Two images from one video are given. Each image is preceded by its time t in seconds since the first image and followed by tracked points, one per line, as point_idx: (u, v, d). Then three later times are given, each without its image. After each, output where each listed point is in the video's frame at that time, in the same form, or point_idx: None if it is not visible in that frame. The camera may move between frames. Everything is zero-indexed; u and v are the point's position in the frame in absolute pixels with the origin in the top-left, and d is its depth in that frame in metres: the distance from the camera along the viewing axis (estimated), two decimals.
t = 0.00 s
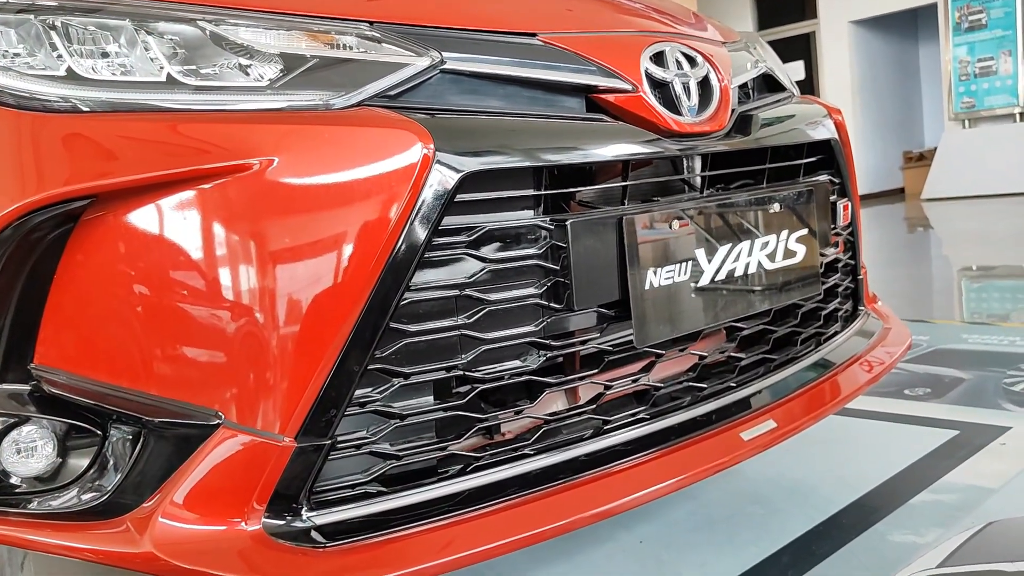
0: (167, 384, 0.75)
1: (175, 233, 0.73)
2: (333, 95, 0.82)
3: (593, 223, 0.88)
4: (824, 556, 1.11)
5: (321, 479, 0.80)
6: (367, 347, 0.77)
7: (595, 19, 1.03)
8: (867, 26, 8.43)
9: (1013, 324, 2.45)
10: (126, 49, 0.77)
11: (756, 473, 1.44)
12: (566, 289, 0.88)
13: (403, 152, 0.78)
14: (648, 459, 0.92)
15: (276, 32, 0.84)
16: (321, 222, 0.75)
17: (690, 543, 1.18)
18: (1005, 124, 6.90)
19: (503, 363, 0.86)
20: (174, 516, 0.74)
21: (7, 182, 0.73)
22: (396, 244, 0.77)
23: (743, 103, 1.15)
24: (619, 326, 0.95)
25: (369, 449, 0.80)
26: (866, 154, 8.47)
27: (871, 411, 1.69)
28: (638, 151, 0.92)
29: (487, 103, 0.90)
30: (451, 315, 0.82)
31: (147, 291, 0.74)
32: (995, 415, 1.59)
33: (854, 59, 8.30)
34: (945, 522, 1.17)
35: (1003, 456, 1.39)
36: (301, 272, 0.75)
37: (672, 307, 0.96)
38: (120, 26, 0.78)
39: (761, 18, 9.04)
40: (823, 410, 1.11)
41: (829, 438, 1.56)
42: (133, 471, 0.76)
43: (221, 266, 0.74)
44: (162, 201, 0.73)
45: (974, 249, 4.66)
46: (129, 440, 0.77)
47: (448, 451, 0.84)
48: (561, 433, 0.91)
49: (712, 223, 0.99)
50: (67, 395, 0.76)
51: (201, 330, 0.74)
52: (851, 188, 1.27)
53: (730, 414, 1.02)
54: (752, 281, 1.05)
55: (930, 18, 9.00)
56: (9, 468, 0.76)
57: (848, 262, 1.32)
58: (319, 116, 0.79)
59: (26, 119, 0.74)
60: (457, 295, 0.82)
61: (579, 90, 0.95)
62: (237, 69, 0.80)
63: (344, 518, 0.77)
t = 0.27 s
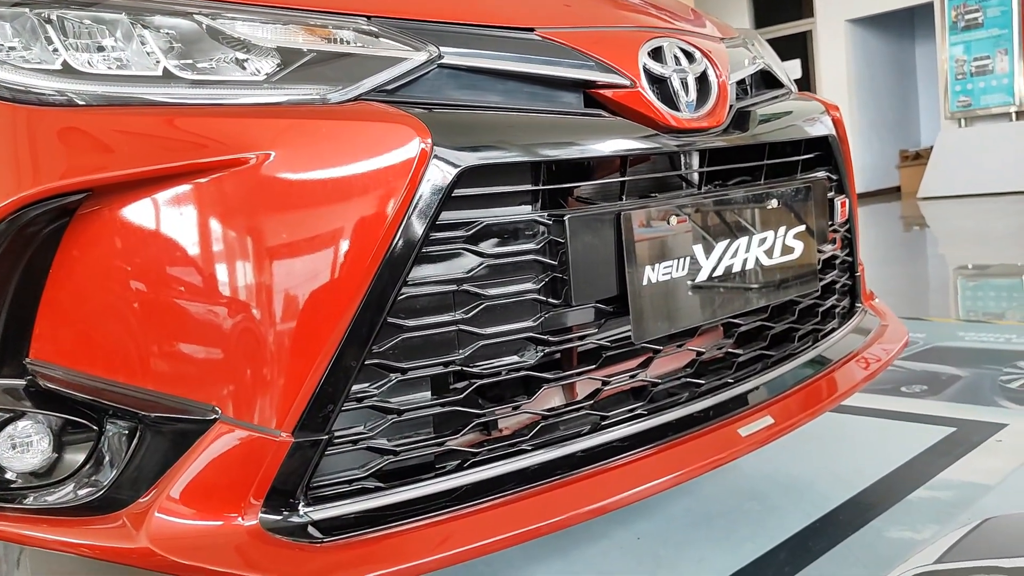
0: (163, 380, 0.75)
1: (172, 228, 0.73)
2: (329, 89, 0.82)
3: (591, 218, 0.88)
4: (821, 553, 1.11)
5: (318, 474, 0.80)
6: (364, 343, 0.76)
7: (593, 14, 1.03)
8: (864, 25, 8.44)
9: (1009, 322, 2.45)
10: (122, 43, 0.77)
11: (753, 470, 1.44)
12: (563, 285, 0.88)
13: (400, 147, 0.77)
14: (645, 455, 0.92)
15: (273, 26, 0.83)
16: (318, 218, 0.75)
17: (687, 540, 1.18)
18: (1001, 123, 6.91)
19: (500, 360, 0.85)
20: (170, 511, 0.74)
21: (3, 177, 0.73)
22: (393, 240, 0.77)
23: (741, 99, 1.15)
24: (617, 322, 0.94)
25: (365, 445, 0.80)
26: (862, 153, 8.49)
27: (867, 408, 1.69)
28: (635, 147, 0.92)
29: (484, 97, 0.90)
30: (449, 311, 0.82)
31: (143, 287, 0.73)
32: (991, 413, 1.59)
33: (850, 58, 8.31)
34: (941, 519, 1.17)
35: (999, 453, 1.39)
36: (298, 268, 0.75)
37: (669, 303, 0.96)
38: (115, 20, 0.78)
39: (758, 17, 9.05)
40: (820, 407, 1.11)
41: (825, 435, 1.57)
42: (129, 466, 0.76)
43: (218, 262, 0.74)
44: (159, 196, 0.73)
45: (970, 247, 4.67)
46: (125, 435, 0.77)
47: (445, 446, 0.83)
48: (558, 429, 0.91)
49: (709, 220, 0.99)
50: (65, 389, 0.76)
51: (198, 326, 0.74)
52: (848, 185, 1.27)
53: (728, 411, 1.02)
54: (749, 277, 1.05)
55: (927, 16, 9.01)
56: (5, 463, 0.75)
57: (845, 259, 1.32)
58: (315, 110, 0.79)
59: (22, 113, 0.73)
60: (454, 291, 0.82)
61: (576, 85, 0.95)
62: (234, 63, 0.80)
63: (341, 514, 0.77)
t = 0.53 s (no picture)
0: (152, 376, 0.74)
1: (160, 224, 0.73)
2: (318, 85, 0.81)
3: (580, 215, 0.88)
4: (809, 549, 1.12)
5: (306, 471, 0.80)
6: (353, 340, 0.76)
7: (583, 11, 1.03)
8: (853, 23, 8.46)
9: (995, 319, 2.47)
10: (109, 38, 0.77)
11: (741, 467, 1.45)
12: (553, 281, 0.87)
13: (389, 144, 0.77)
14: (634, 452, 0.92)
15: (262, 21, 0.83)
16: (307, 214, 0.75)
17: (676, 536, 1.18)
18: (988, 122, 6.95)
19: (490, 357, 0.86)
20: (158, 508, 0.74)
21: None
22: (382, 237, 0.77)
23: (730, 97, 1.15)
24: (607, 319, 0.94)
25: (354, 442, 0.80)
26: (851, 151, 8.52)
27: (855, 405, 1.70)
28: (625, 144, 0.92)
29: (475, 94, 0.90)
30: (438, 307, 0.82)
31: (131, 283, 0.73)
32: (977, 410, 1.60)
33: (840, 56, 8.33)
34: (928, 515, 1.18)
35: (985, 450, 1.40)
36: (287, 264, 0.74)
37: (659, 300, 0.96)
38: (103, 14, 0.77)
39: (749, 14, 9.06)
40: (808, 403, 1.11)
41: (814, 431, 1.57)
42: (117, 463, 0.76)
43: (207, 259, 0.73)
44: (146, 191, 0.73)
45: (958, 245, 4.70)
46: (113, 432, 0.76)
47: (434, 443, 0.83)
48: (547, 425, 0.91)
49: (699, 218, 0.99)
50: (51, 385, 0.75)
51: (186, 323, 0.74)
52: (837, 183, 1.28)
53: (716, 407, 1.02)
54: (738, 275, 1.06)
55: (916, 14, 9.05)
56: None
57: (833, 256, 1.32)
58: (304, 106, 0.79)
59: (9, 107, 0.73)
60: (444, 287, 0.81)
61: (566, 82, 0.94)
62: (223, 59, 0.79)
63: (330, 510, 0.77)
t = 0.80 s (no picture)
0: (114, 378, 0.71)
1: (122, 221, 0.70)
2: (286, 80, 0.79)
3: (554, 214, 0.87)
4: (782, 552, 1.11)
5: (271, 476, 0.78)
6: (322, 340, 0.75)
7: (558, 8, 1.02)
8: (830, 25, 8.53)
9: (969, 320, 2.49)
10: (70, 30, 0.74)
11: (717, 468, 1.44)
12: (525, 282, 0.86)
13: (357, 141, 0.75)
14: (607, 455, 0.91)
15: (228, 15, 0.82)
16: (274, 212, 0.73)
17: (650, 539, 1.18)
18: (961, 124, 7.03)
19: (461, 359, 0.84)
20: (115, 515, 0.71)
21: None
22: (350, 234, 0.75)
23: (705, 96, 1.15)
24: (579, 321, 0.93)
25: (320, 446, 0.78)
26: (827, 152, 8.60)
27: (831, 406, 1.70)
28: (600, 143, 0.91)
29: (447, 91, 0.88)
30: (407, 308, 0.80)
31: (93, 283, 0.70)
32: (951, 411, 1.61)
33: (816, 58, 8.40)
34: (901, 517, 1.18)
35: (958, 451, 1.40)
36: (254, 263, 0.73)
37: (633, 301, 0.95)
38: (63, 6, 0.75)
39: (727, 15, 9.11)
40: (782, 405, 1.11)
41: (789, 432, 1.57)
42: (75, 467, 0.73)
43: (172, 258, 0.71)
44: (109, 187, 0.69)
45: (931, 245, 4.74)
46: (70, 437, 0.73)
47: (402, 448, 0.82)
48: (518, 428, 0.90)
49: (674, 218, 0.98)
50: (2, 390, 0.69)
51: (150, 323, 0.71)
52: (812, 183, 1.28)
53: (691, 409, 1.02)
54: (713, 276, 1.05)
55: (892, 18, 9.13)
56: None
57: (809, 257, 1.32)
58: (270, 101, 0.76)
59: None
60: (412, 288, 0.79)
61: (540, 79, 0.93)
62: (188, 53, 0.78)
63: (295, 516, 0.76)
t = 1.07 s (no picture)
0: (48, 400, 0.67)
1: (61, 237, 0.65)
2: (233, 102, 0.75)
3: (511, 244, 0.83)
4: None
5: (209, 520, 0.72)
6: (273, 356, 0.70)
7: (521, 29, 0.99)
8: (805, 39, 8.61)
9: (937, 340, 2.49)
10: (4, 45, 0.69)
11: (682, 496, 1.42)
12: (480, 316, 0.82)
13: (303, 165, 0.71)
14: (563, 495, 0.88)
15: (171, 32, 0.77)
16: (224, 228, 0.69)
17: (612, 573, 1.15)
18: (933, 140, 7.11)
19: (411, 397, 0.80)
20: (33, 569, 0.66)
21: None
22: (298, 257, 0.71)
23: (672, 121, 1.12)
24: (539, 355, 0.89)
25: (258, 489, 0.73)
26: (802, 164, 8.67)
27: (799, 430, 1.68)
28: (562, 171, 0.87)
29: (403, 115, 0.84)
30: (353, 344, 0.76)
31: (26, 303, 0.65)
32: (918, 437, 1.60)
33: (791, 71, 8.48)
34: (867, 551, 1.16)
35: (925, 480, 1.39)
36: (204, 281, 0.68)
37: (595, 333, 0.92)
38: None
39: (705, 27, 9.16)
40: (750, 436, 1.08)
41: (756, 458, 1.56)
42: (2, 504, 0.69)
43: (115, 276, 0.66)
44: (49, 212, 0.65)
45: (902, 260, 4.78)
46: None
47: (346, 491, 0.77)
48: (471, 467, 0.86)
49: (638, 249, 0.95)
50: None
51: (89, 344, 0.66)
52: (780, 210, 1.26)
53: (652, 444, 0.99)
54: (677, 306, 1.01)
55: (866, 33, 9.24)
56: None
57: (776, 284, 1.31)
58: (207, 125, 0.72)
59: None
60: (360, 323, 0.75)
61: (500, 103, 0.90)
62: (129, 71, 0.73)
63: (235, 563, 0.71)
